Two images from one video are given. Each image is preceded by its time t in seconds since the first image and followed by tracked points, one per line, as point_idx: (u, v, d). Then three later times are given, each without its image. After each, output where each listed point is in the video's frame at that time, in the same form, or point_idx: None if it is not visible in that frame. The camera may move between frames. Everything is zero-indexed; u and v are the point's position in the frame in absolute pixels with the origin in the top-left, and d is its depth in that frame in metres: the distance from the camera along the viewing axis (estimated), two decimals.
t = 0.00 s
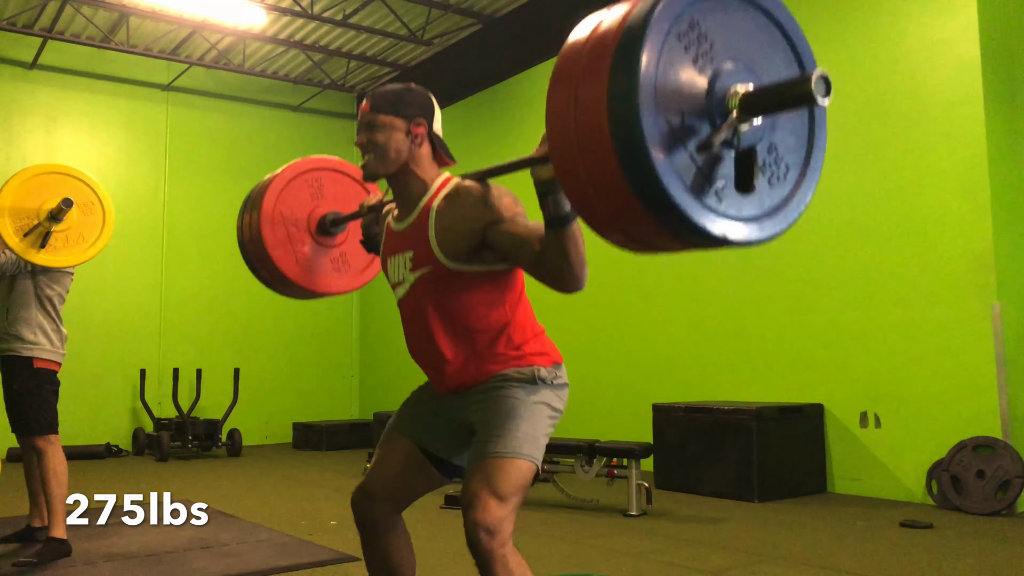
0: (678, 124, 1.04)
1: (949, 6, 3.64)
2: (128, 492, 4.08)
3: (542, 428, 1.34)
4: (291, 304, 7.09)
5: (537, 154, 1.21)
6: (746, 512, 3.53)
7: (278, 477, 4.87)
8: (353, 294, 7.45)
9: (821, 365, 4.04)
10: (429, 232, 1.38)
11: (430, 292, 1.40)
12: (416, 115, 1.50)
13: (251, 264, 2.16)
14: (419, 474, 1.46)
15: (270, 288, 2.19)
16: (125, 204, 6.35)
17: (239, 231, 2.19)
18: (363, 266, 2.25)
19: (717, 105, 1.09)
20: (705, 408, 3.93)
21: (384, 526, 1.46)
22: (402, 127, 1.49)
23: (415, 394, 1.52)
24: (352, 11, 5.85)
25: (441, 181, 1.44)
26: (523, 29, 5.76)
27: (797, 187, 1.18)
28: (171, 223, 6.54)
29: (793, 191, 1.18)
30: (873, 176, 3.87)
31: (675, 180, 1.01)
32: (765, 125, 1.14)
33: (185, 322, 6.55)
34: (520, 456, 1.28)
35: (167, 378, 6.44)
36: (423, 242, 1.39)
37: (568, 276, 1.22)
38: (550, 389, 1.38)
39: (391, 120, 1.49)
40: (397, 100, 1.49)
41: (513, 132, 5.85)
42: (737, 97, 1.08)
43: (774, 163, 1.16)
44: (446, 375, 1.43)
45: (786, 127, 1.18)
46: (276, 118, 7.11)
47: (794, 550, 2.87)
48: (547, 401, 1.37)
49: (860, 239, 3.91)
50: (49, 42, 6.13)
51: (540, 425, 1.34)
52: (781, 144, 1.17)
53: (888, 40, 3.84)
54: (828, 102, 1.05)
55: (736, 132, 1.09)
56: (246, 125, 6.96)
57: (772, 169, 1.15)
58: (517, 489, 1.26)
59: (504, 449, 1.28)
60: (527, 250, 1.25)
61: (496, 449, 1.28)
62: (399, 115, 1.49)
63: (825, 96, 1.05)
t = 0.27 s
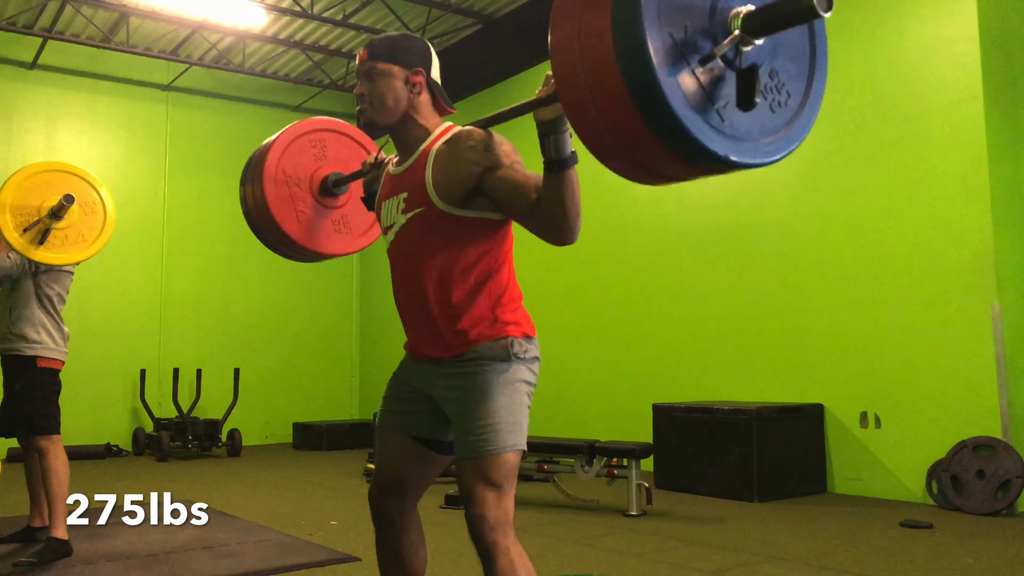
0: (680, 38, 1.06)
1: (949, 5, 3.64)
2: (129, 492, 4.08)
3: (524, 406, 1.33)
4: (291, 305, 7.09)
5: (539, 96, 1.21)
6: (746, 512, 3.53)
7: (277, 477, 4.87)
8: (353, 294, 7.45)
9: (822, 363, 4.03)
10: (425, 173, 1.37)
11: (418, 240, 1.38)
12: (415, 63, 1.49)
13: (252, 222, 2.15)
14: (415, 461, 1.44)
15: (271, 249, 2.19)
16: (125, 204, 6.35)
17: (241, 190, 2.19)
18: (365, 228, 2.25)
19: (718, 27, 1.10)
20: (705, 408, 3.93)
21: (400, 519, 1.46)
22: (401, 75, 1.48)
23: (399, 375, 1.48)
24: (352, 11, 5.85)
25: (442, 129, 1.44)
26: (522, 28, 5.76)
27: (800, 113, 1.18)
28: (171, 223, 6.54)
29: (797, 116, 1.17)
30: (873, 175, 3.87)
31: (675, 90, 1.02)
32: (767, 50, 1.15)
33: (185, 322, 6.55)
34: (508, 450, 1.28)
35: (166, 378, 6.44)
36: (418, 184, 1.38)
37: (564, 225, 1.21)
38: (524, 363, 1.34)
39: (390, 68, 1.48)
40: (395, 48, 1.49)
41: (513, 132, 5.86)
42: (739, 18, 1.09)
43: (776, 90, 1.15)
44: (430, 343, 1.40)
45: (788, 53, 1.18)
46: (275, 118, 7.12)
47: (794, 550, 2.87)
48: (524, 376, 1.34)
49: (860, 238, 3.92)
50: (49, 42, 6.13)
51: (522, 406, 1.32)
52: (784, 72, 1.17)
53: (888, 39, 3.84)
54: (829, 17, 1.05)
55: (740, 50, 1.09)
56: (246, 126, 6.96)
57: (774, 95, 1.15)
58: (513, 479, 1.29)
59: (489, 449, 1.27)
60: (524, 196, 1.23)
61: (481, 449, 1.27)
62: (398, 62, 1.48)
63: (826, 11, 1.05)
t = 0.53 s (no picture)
0: (682, 33, 1.06)
1: (950, 5, 3.63)
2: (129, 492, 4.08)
3: (514, 406, 1.32)
4: (291, 305, 7.09)
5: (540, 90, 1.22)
6: (746, 512, 3.53)
7: (277, 477, 4.87)
8: (353, 295, 7.45)
9: (822, 363, 4.03)
10: (427, 170, 1.37)
11: (420, 238, 1.39)
12: (414, 59, 1.50)
13: (251, 219, 2.15)
14: (409, 460, 1.44)
15: (270, 247, 2.18)
16: (126, 203, 6.35)
17: (241, 187, 2.19)
18: (365, 228, 2.24)
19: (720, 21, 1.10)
20: (705, 408, 3.93)
21: (397, 519, 1.45)
22: (400, 72, 1.49)
23: (388, 372, 1.47)
24: (352, 11, 5.85)
25: (442, 124, 1.45)
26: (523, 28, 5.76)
27: (801, 110, 1.17)
28: (171, 223, 6.54)
29: (798, 114, 1.17)
30: (873, 175, 3.86)
31: (676, 84, 1.02)
32: (768, 47, 1.15)
33: (185, 322, 6.55)
34: (498, 452, 1.27)
35: (167, 377, 6.44)
36: (420, 182, 1.38)
37: (566, 218, 1.21)
38: (512, 363, 1.33)
39: (390, 65, 1.48)
40: (394, 45, 1.49)
41: (513, 132, 5.86)
42: (742, 13, 1.09)
43: (777, 87, 1.15)
44: (422, 342, 1.39)
45: (790, 52, 1.18)
46: (275, 118, 7.12)
47: (794, 550, 2.86)
48: (512, 376, 1.33)
49: (860, 238, 3.91)
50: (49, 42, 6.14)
51: (511, 406, 1.32)
52: (786, 70, 1.17)
53: (888, 39, 3.84)
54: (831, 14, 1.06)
55: (743, 45, 1.09)
56: (246, 126, 6.96)
57: (775, 92, 1.15)
58: (504, 481, 1.28)
59: (478, 452, 1.26)
60: (527, 189, 1.24)
61: (471, 451, 1.26)
62: (397, 59, 1.49)
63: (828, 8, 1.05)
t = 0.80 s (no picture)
0: (684, 33, 1.06)
1: (949, 5, 3.63)
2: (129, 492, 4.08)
3: (531, 404, 1.32)
4: (291, 305, 7.09)
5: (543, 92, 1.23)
6: (746, 511, 3.53)
7: (277, 477, 4.87)
8: (353, 294, 7.45)
9: (822, 362, 4.03)
10: (428, 174, 1.37)
11: (423, 240, 1.38)
12: (415, 62, 1.49)
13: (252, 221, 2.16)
14: (423, 455, 1.44)
15: (269, 249, 2.19)
16: (125, 203, 6.35)
17: (241, 188, 2.20)
18: (365, 231, 2.26)
19: (722, 21, 1.10)
20: (705, 408, 3.93)
21: (405, 516, 1.45)
22: (401, 75, 1.48)
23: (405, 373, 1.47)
24: (352, 11, 5.85)
25: (443, 128, 1.45)
26: (523, 28, 5.76)
27: (801, 111, 1.18)
28: (171, 223, 6.54)
29: (798, 116, 1.17)
30: (873, 175, 3.87)
31: (678, 83, 1.03)
32: (770, 49, 1.15)
33: (185, 322, 6.55)
34: (514, 448, 1.27)
35: (167, 377, 6.44)
36: (421, 185, 1.38)
37: (566, 222, 1.21)
38: (531, 361, 1.34)
39: (390, 69, 1.48)
40: (395, 48, 1.49)
41: (513, 132, 5.86)
42: (743, 14, 1.09)
43: (778, 89, 1.16)
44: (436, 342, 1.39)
45: (792, 53, 1.18)
46: (275, 118, 7.12)
47: (794, 550, 2.86)
48: (530, 374, 1.34)
49: (860, 238, 3.91)
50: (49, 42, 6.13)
51: (529, 403, 1.32)
52: (787, 72, 1.17)
53: (888, 39, 3.84)
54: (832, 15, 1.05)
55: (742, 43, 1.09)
56: (246, 126, 6.96)
57: (775, 94, 1.15)
58: (520, 476, 1.28)
59: (495, 445, 1.26)
60: (529, 194, 1.24)
61: (487, 444, 1.27)
62: (398, 62, 1.48)
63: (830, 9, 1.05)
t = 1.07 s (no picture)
0: (682, 103, 1.04)
1: (949, 5, 3.63)
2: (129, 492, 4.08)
3: (546, 425, 1.33)
4: (291, 305, 7.09)
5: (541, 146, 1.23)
6: (747, 512, 3.53)
7: (278, 477, 4.87)
8: (353, 294, 7.44)
9: (822, 363, 4.03)
10: (430, 226, 1.38)
11: (430, 289, 1.40)
12: (414, 111, 1.49)
13: (251, 260, 2.15)
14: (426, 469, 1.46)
15: (268, 287, 2.19)
16: (125, 204, 6.35)
17: (240, 228, 2.18)
18: (364, 269, 2.24)
19: (721, 90, 1.09)
20: (705, 408, 3.93)
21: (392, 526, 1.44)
22: (401, 125, 1.48)
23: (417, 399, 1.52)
24: (352, 11, 5.85)
25: (443, 175, 1.45)
26: (523, 29, 5.76)
27: (798, 181, 1.17)
28: (171, 223, 6.54)
29: (796, 184, 1.17)
30: (873, 176, 3.86)
31: (675, 157, 1.01)
32: (768, 117, 1.14)
33: (185, 322, 6.55)
34: (524, 458, 1.27)
35: (167, 378, 6.43)
36: (424, 237, 1.39)
37: (570, 269, 1.21)
38: (552, 388, 1.36)
39: (390, 118, 1.47)
40: (395, 98, 1.48)
41: (513, 132, 5.85)
42: (742, 84, 1.08)
43: (776, 157, 1.15)
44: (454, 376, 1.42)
45: (790, 122, 1.17)
46: (275, 118, 7.11)
47: (794, 550, 2.86)
48: (550, 399, 1.35)
49: (860, 239, 3.91)
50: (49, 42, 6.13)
51: (545, 423, 1.33)
52: (785, 139, 1.16)
53: (888, 40, 3.84)
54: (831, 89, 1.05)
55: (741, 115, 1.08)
56: (246, 125, 6.96)
57: (774, 162, 1.14)
58: (524, 487, 1.26)
59: (506, 449, 1.27)
60: (530, 244, 1.24)
61: (497, 447, 1.28)
62: (397, 112, 1.48)
63: (828, 83, 1.04)
